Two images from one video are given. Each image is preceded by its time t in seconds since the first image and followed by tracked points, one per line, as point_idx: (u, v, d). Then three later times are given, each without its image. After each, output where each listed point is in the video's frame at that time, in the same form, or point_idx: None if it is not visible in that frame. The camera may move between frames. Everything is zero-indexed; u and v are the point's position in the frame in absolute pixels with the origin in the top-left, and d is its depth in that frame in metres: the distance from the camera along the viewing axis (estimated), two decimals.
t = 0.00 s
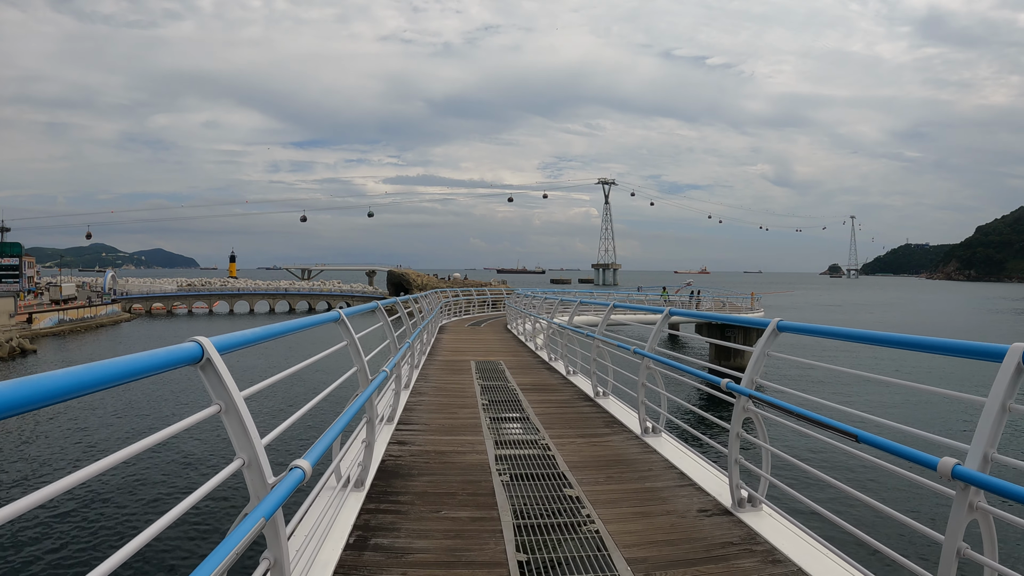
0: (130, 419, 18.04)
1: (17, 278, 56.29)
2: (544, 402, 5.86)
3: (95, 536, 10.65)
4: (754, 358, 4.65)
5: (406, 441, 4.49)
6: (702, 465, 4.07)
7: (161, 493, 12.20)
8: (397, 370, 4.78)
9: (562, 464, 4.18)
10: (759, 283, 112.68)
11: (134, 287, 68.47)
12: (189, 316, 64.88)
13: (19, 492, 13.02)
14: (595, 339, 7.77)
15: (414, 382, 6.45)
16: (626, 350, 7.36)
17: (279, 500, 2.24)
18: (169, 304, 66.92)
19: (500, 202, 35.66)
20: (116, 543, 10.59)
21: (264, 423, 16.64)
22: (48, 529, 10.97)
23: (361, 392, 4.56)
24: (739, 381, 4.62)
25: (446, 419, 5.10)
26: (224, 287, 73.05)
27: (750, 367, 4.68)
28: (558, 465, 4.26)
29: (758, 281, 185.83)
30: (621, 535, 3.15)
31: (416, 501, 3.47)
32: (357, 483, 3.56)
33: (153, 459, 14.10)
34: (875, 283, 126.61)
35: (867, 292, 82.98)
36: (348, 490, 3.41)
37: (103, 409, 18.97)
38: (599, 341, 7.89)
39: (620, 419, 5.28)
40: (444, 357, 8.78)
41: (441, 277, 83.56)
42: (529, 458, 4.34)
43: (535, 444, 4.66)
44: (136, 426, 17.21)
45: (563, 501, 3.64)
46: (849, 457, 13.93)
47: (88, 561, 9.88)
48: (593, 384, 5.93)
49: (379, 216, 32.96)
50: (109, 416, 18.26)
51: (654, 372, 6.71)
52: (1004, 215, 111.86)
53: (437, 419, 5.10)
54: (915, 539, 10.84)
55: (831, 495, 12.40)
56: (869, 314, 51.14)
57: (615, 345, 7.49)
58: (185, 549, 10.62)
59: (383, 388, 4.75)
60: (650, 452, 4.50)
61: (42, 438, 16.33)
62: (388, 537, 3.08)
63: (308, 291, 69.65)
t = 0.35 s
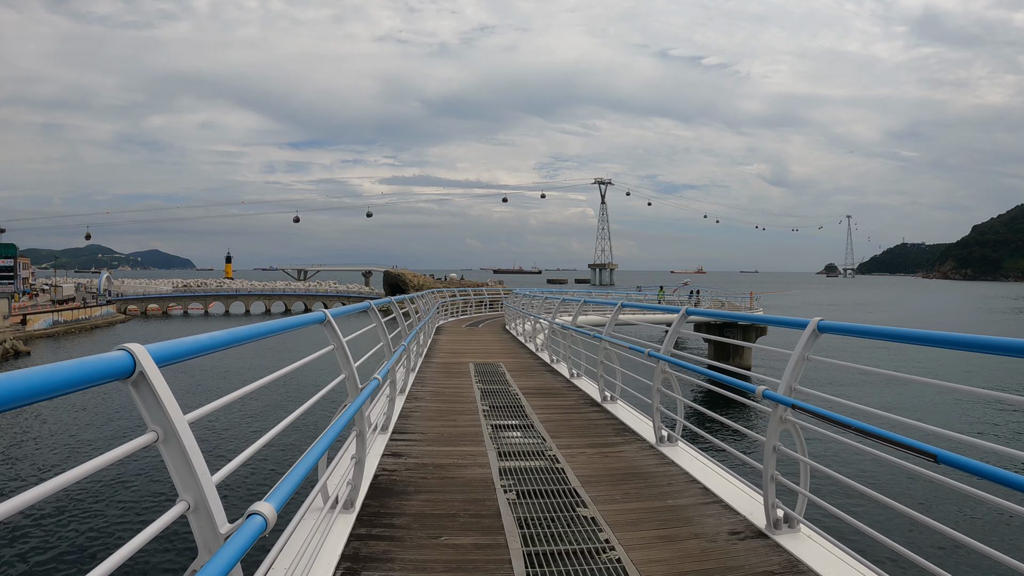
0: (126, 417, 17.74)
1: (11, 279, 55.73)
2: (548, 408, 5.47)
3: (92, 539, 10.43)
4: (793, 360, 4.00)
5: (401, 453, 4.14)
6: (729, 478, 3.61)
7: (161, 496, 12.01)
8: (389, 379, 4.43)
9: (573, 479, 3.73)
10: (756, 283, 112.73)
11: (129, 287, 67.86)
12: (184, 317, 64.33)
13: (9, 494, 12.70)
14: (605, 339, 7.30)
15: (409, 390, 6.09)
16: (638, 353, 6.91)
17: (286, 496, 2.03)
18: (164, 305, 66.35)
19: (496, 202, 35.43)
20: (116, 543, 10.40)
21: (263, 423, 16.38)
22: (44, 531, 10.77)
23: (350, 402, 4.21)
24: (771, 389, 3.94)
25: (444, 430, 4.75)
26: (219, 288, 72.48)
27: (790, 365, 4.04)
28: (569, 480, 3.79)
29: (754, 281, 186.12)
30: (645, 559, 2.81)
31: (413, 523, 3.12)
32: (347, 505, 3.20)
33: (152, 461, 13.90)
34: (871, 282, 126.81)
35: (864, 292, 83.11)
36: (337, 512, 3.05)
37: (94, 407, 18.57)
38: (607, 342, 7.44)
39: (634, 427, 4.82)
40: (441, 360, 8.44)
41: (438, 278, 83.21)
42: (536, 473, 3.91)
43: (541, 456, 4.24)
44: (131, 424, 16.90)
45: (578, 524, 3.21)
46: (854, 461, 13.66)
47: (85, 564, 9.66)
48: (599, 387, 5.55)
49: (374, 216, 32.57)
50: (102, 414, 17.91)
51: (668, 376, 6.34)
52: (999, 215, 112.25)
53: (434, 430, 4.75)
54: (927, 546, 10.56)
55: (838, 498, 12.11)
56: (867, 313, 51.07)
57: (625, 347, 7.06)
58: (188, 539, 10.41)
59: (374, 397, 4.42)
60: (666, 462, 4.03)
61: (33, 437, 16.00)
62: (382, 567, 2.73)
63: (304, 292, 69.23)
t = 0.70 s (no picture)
0: (120, 414, 17.49)
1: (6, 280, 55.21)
2: (553, 420, 5.13)
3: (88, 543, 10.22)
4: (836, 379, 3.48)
5: (395, 472, 3.84)
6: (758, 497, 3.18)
7: (158, 497, 11.81)
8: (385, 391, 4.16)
9: (585, 504, 3.31)
10: (754, 284, 112.76)
11: (125, 288, 67.32)
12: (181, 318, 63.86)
13: None
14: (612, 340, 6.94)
15: (402, 399, 5.78)
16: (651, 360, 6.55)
17: (241, 558, 1.63)
18: (161, 306, 65.85)
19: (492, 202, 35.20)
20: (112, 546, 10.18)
21: (259, 424, 16.08)
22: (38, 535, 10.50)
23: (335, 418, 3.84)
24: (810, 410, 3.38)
25: (443, 443, 4.46)
26: (216, 289, 71.96)
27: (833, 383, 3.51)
28: (580, 505, 3.37)
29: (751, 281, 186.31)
30: None
31: (407, 559, 2.74)
32: (329, 539, 2.80)
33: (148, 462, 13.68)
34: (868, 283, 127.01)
35: (863, 292, 83.09)
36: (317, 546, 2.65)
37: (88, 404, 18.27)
38: (613, 347, 7.11)
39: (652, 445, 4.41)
40: (437, 364, 8.16)
41: (436, 279, 82.82)
42: (541, 495, 3.51)
43: (546, 475, 3.83)
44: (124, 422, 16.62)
45: (591, 558, 2.77)
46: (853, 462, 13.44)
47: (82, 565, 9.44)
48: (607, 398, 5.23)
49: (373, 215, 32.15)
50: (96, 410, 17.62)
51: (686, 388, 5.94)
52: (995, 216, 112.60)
53: (431, 443, 4.45)
54: (934, 552, 10.31)
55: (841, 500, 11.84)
56: (866, 314, 50.92)
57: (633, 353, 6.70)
58: (186, 541, 10.24)
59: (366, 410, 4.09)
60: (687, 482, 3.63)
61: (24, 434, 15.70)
62: None
63: (302, 293, 68.88)
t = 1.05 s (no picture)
0: (111, 413, 17.14)
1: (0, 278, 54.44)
2: (555, 428, 4.82)
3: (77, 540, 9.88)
4: (893, 389, 2.77)
5: (382, 490, 3.49)
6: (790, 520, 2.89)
7: (150, 494, 11.51)
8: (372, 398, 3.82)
9: (596, 529, 3.02)
10: (751, 284, 112.85)
11: (120, 287, 66.69)
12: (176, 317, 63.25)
13: None
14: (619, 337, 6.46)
15: (393, 405, 5.43)
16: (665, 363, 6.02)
17: (220, 561, 1.37)
18: (156, 306, 65.28)
19: (489, 202, 34.92)
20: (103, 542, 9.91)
21: (253, 421, 15.84)
22: (24, 532, 10.15)
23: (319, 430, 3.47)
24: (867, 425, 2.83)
25: (437, 455, 4.13)
26: (211, 289, 71.36)
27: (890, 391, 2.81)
28: (590, 529, 3.11)
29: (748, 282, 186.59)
30: None
31: None
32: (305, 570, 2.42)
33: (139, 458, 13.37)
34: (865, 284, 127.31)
35: (860, 293, 83.03)
36: None
37: (77, 405, 17.89)
38: (621, 350, 6.64)
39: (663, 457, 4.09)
40: (432, 367, 7.85)
41: (433, 280, 82.40)
42: (546, 519, 3.24)
43: (551, 494, 3.54)
44: (115, 421, 16.26)
45: None
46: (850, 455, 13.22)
47: (71, 562, 9.17)
48: (612, 402, 4.92)
49: (369, 215, 31.87)
50: (84, 411, 17.24)
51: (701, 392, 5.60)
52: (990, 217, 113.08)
53: (423, 455, 4.11)
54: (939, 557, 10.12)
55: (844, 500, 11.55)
56: (864, 315, 50.83)
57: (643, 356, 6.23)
58: (179, 536, 9.94)
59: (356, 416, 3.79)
60: (706, 503, 3.34)
61: (12, 433, 15.34)
62: None
63: (298, 293, 68.42)
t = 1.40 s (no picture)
0: (101, 416, 16.80)
1: None
2: (560, 439, 4.50)
3: (64, 546, 9.58)
4: (968, 403, 2.00)
5: (372, 515, 3.07)
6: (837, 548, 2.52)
7: (139, 499, 11.20)
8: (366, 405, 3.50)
9: (616, 564, 2.65)
10: (747, 285, 113.01)
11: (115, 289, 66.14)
12: (171, 319, 62.76)
13: None
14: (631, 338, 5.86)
15: (387, 416, 5.11)
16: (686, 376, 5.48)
17: None
18: (151, 308, 64.78)
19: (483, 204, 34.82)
20: (90, 548, 9.61)
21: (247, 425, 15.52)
22: (10, 538, 9.86)
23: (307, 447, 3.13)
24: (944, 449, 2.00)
25: (435, 471, 3.76)
26: (206, 290, 70.88)
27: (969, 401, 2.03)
28: (608, 563, 2.72)
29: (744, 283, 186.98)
30: None
31: None
32: None
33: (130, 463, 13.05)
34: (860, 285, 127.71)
35: (856, 293, 83.14)
36: None
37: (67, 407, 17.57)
38: (631, 353, 6.02)
39: (682, 472, 3.73)
40: (426, 372, 7.56)
41: (430, 281, 82.04)
42: (557, 549, 2.86)
43: (561, 517, 3.19)
44: (107, 423, 15.96)
45: None
46: (850, 455, 13.06)
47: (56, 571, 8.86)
48: (621, 412, 4.61)
49: (364, 215, 31.51)
50: (73, 414, 16.85)
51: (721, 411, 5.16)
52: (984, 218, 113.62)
53: (419, 471, 3.73)
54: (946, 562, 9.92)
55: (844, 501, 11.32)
56: (861, 315, 50.78)
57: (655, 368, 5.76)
58: (171, 541, 9.67)
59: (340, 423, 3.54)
60: (739, 526, 3.00)
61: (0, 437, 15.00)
62: None
63: (293, 294, 68.00)
